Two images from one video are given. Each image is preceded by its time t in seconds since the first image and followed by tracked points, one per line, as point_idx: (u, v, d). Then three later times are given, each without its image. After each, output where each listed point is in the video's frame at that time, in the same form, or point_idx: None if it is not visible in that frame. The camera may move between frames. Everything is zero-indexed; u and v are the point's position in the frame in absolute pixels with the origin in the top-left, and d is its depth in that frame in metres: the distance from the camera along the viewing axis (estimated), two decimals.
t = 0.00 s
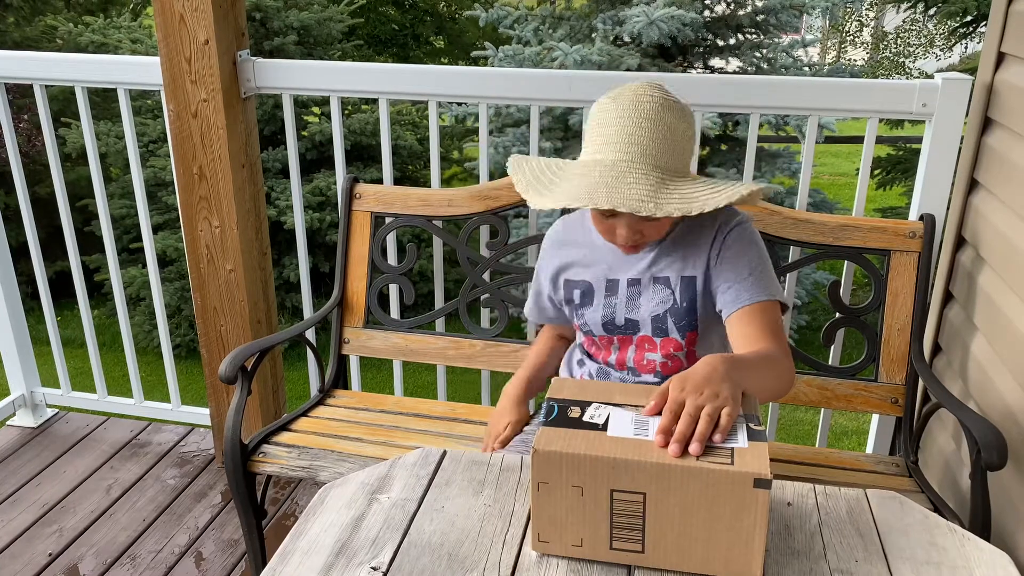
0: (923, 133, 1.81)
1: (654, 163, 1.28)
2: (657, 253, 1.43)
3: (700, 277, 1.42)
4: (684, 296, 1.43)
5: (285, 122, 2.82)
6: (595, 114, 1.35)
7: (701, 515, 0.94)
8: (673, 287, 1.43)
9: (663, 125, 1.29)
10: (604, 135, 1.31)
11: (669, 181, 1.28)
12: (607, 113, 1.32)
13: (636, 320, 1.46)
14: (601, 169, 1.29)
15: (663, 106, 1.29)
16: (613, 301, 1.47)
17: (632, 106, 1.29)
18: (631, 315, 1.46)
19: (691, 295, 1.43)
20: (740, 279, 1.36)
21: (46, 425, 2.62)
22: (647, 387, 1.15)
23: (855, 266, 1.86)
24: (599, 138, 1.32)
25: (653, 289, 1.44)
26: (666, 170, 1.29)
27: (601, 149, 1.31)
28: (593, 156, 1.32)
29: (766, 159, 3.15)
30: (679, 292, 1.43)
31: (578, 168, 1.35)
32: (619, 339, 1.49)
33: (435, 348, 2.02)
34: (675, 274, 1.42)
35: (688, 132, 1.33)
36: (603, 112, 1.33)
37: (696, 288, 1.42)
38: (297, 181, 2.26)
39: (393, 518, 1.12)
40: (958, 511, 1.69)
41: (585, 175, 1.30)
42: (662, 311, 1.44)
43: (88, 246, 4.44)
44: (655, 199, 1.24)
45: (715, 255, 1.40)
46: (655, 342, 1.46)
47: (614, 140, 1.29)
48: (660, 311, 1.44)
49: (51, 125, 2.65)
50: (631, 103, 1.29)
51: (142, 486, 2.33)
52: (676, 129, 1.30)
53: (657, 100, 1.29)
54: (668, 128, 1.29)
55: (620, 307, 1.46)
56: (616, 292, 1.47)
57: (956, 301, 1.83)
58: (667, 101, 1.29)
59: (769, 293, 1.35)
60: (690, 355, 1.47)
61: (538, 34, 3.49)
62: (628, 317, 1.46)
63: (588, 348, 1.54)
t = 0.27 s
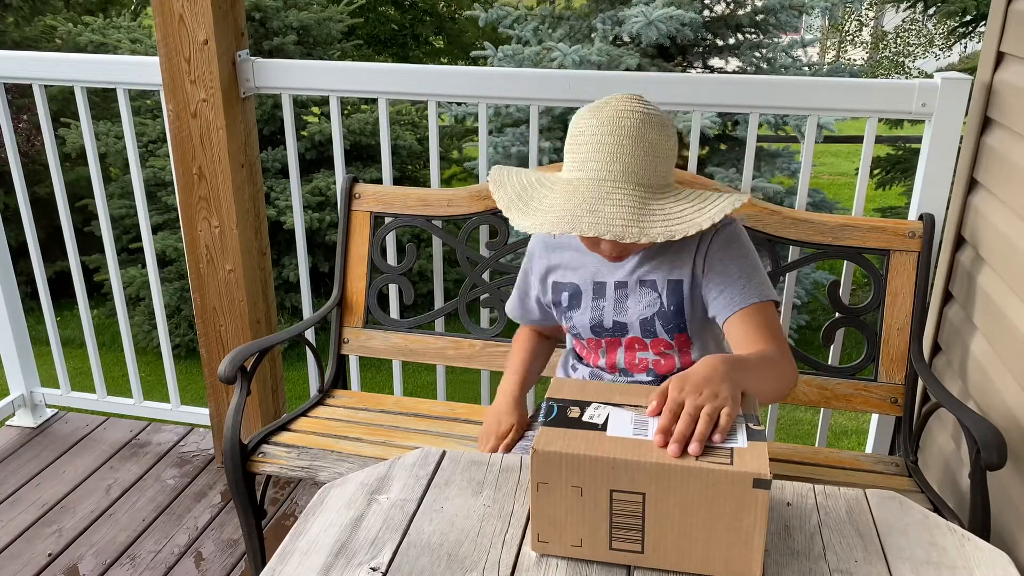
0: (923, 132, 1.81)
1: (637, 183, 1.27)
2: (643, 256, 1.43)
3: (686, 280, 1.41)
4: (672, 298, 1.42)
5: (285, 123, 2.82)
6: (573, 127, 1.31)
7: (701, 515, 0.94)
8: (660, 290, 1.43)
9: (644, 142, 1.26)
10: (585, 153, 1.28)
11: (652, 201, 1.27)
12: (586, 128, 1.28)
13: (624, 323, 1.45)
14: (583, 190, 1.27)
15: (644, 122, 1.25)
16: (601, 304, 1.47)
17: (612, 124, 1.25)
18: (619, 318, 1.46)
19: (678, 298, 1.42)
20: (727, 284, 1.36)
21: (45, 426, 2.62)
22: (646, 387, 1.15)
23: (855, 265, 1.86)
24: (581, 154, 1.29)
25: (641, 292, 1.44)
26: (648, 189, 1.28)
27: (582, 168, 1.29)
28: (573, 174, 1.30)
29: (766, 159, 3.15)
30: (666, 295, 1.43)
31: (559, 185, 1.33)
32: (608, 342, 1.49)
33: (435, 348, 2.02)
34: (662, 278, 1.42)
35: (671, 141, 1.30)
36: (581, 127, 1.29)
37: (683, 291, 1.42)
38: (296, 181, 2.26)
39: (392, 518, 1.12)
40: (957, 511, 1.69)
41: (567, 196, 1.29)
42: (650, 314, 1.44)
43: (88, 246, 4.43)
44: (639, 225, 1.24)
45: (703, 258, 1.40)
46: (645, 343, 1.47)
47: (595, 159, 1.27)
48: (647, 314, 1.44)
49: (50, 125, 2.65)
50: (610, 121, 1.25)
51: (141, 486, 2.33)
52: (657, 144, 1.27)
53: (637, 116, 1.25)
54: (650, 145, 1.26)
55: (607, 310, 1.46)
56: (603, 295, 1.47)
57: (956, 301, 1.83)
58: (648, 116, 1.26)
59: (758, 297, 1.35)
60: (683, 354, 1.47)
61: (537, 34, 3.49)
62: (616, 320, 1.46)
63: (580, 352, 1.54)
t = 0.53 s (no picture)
0: (922, 132, 1.81)
1: (641, 202, 1.27)
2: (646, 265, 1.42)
3: (688, 290, 1.41)
4: (674, 308, 1.43)
5: (285, 123, 2.82)
6: (573, 143, 1.30)
7: (701, 514, 0.94)
8: (662, 300, 1.43)
9: (648, 159, 1.26)
10: (587, 172, 1.28)
11: (657, 219, 1.29)
12: (589, 145, 1.27)
13: (625, 331, 1.46)
14: (587, 211, 1.27)
15: (648, 139, 1.25)
16: (602, 313, 1.47)
17: (616, 143, 1.25)
18: (620, 327, 1.46)
19: (680, 308, 1.43)
20: (730, 295, 1.37)
21: (45, 425, 2.62)
22: (646, 387, 1.15)
23: (854, 265, 1.86)
24: (583, 171, 1.28)
25: (642, 301, 1.44)
26: (652, 207, 1.29)
27: (585, 186, 1.28)
28: (576, 192, 1.29)
29: (765, 159, 3.15)
30: (668, 305, 1.43)
31: (561, 203, 1.32)
32: (609, 349, 1.49)
33: (435, 348, 2.02)
34: (664, 287, 1.42)
35: (671, 154, 1.30)
36: (582, 144, 1.28)
37: (685, 301, 1.42)
38: (296, 181, 2.26)
39: (392, 518, 1.12)
40: (957, 511, 1.69)
41: (571, 216, 1.29)
42: (651, 323, 1.44)
43: (87, 246, 4.43)
44: (645, 246, 1.26)
45: (704, 268, 1.40)
46: (646, 351, 1.47)
47: (599, 178, 1.26)
48: (650, 323, 1.44)
49: (50, 125, 2.65)
50: (614, 139, 1.25)
51: (141, 486, 2.33)
52: (660, 161, 1.27)
53: (641, 134, 1.25)
54: (653, 163, 1.26)
55: (608, 318, 1.46)
56: (604, 303, 1.46)
57: (955, 300, 1.83)
58: (651, 132, 1.26)
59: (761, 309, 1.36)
60: (684, 362, 1.48)
61: (537, 34, 3.49)
62: (617, 328, 1.46)
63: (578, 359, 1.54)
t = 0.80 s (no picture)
0: (922, 132, 1.81)
1: (658, 226, 1.26)
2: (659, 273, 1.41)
3: (701, 297, 1.40)
4: (686, 316, 1.42)
5: (285, 123, 2.82)
6: (589, 163, 1.27)
7: (701, 514, 0.94)
8: (675, 307, 1.41)
9: (665, 182, 1.23)
10: (603, 196, 1.26)
11: (674, 243, 1.27)
12: (604, 167, 1.25)
13: (637, 340, 1.44)
14: (604, 237, 1.26)
15: (664, 160, 1.22)
16: (613, 322, 1.45)
17: (631, 166, 1.22)
18: (632, 336, 1.44)
19: (693, 315, 1.41)
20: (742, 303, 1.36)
21: (45, 425, 2.62)
22: (647, 387, 1.15)
23: (854, 265, 1.86)
24: (599, 194, 1.26)
25: (655, 309, 1.42)
26: (670, 230, 1.27)
27: (601, 210, 1.27)
28: (592, 216, 1.28)
29: (765, 159, 3.15)
30: (681, 313, 1.41)
31: (577, 226, 1.31)
32: (620, 356, 1.47)
33: (434, 348, 2.02)
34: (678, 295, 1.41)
35: (690, 173, 1.27)
36: (597, 165, 1.25)
37: (698, 308, 1.41)
38: (296, 181, 2.25)
39: (392, 518, 1.12)
40: (957, 511, 1.69)
41: (588, 241, 1.28)
42: (664, 331, 1.43)
43: (87, 246, 4.43)
44: (663, 272, 1.25)
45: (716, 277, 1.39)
46: (658, 361, 1.45)
47: (614, 202, 1.25)
48: (662, 331, 1.43)
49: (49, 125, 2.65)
50: (629, 163, 1.22)
51: (141, 486, 2.33)
52: (678, 182, 1.24)
53: (657, 156, 1.22)
54: (670, 185, 1.23)
55: (620, 327, 1.44)
56: (616, 312, 1.44)
57: (955, 300, 1.83)
58: (667, 153, 1.22)
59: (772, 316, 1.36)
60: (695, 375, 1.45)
61: (537, 33, 3.49)
62: (628, 338, 1.44)
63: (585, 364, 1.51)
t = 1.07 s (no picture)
0: (922, 132, 1.81)
1: (672, 237, 1.26)
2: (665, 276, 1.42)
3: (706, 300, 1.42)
4: (691, 318, 1.43)
5: (284, 123, 2.82)
6: (603, 170, 1.27)
7: (701, 514, 0.94)
8: (681, 310, 1.43)
9: (680, 191, 1.23)
10: (619, 206, 1.25)
11: (687, 253, 1.27)
12: (620, 176, 1.24)
13: (642, 342, 1.44)
14: (617, 246, 1.26)
15: (681, 169, 1.22)
16: (619, 324, 1.45)
17: (647, 176, 1.21)
18: (637, 337, 1.44)
19: (699, 318, 1.43)
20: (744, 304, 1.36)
21: (45, 425, 2.62)
22: (646, 387, 1.14)
23: (854, 265, 1.86)
24: (613, 203, 1.26)
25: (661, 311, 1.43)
26: (683, 241, 1.27)
27: (616, 220, 1.26)
28: (607, 226, 1.27)
29: (765, 159, 3.15)
30: (687, 316, 1.43)
31: (590, 233, 1.31)
32: (624, 357, 1.47)
33: (434, 348, 2.02)
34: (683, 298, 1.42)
35: (703, 183, 1.27)
36: (614, 173, 1.25)
37: (704, 313, 1.43)
38: (296, 181, 2.25)
39: (392, 517, 1.12)
40: (957, 511, 1.69)
41: (602, 251, 1.27)
42: (669, 333, 1.43)
43: (87, 246, 4.43)
44: (677, 283, 1.25)
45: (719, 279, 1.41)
46: (661, 362, 1.44)
47: (628, 211, 1.25)
48: (668, 333, 1.43)
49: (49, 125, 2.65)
50: (646, 171, 1.22)
51: (141, 486, 2.33)
52: (693, 192, 1.24)
53: (674, 164, 1.22)
54: (685, 195, 1.23)
55: (626, 330, 1.45)
56: (622, 314, 1.45)
57: (956, 300, 1.83)
58: (683, 162, 1.22)
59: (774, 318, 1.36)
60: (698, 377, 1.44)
61: (537, 33, 3.48)
62: (634, 341, 1.44)
63: (587, 365, 1.51)
